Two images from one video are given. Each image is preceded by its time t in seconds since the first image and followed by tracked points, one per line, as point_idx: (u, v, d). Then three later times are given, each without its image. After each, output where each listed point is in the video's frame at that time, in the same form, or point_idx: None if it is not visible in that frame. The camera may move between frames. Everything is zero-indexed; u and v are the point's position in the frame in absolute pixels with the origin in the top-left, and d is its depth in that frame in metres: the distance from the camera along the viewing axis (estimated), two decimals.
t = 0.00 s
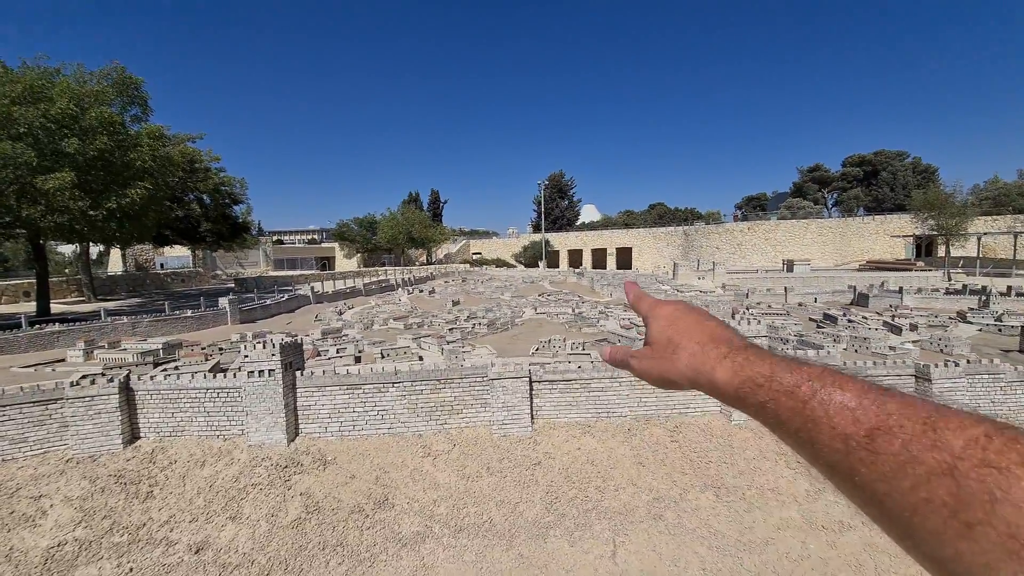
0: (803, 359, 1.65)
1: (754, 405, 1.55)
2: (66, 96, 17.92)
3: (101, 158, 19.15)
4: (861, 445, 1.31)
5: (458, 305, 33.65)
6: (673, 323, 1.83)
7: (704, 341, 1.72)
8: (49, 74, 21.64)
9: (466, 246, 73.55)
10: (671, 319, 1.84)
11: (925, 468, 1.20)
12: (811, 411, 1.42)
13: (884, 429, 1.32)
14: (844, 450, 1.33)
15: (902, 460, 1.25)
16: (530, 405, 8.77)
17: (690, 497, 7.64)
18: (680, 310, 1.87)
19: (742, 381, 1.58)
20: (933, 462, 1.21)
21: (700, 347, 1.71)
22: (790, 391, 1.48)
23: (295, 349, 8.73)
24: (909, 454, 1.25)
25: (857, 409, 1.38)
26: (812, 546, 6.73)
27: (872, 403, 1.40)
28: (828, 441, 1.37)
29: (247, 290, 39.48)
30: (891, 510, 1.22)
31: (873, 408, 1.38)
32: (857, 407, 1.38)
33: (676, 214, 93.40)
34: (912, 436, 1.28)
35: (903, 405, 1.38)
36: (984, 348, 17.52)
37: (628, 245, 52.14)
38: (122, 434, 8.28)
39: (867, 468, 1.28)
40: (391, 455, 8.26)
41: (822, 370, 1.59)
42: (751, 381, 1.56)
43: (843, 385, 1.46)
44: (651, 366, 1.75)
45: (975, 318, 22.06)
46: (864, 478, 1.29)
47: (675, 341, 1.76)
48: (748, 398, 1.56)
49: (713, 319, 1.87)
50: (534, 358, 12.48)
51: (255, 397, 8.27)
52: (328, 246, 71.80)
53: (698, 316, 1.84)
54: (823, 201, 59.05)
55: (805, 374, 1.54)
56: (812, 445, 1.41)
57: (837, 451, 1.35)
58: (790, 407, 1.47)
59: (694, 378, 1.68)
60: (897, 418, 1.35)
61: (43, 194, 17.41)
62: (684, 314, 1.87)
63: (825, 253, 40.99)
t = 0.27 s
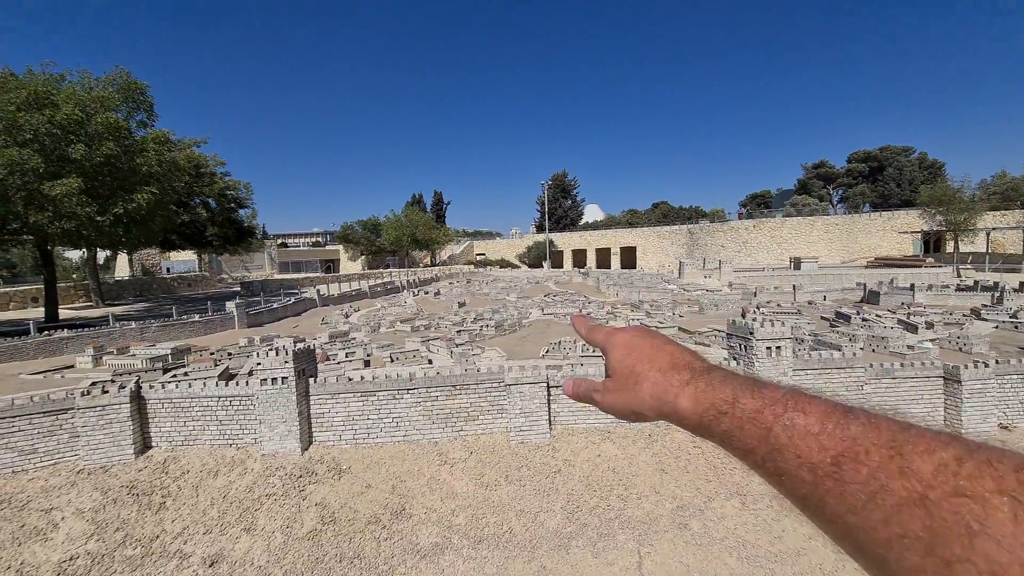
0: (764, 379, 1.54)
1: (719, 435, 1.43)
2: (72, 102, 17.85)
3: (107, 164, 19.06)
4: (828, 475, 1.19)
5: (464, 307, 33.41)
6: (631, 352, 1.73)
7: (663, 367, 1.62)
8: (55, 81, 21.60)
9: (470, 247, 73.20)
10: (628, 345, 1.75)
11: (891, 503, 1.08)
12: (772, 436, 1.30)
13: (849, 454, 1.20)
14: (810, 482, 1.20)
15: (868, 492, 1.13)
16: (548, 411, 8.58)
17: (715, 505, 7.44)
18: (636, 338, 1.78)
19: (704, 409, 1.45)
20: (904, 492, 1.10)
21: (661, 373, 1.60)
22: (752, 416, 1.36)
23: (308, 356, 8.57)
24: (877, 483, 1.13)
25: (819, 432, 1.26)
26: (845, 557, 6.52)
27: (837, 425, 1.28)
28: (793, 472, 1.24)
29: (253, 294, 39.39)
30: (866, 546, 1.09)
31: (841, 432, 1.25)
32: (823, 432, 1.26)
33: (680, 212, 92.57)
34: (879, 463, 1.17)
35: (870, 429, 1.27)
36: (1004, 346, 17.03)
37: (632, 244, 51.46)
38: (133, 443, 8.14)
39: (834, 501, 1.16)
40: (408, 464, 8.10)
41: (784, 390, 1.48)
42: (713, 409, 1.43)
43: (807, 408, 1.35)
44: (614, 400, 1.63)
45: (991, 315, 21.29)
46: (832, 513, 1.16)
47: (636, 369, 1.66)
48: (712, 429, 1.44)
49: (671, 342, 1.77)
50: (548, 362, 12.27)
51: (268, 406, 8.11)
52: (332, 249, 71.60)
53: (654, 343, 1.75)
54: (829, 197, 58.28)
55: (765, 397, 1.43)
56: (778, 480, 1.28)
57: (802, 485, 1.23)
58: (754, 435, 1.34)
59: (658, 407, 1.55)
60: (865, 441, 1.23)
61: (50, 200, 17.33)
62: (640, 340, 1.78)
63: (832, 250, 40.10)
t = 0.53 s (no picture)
0: (759, 413, 1.33)
1: (720, 488, 1.23)
2: (75, 103, 17.76)
3: (110, 164, 18.96)
4: (860, 544, 1.02)
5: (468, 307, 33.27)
6: (604, 390, 1.48)
7: (644, 408, 1.38)
8: (58, 81, 21.52)
9: (472, 247, 73.03)
10: (597, 387, 1.49)
11: None
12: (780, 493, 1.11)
13: (877, 519, 1.00)
14: (837, 552, 1.03)
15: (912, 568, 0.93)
16: (559, 411, 8.44)
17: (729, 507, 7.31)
18: (604, 373, 1.53)
19: (700, 458, 1.24)
20: None
21: (643, 416, 1.35)
22: (756, 471, 1.16)
23: (314, 356, 8.43)
24: (918, 554, 0.94)
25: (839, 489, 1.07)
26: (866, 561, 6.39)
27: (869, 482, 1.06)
28: (817, 537, 1.06)
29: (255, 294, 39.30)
30: None
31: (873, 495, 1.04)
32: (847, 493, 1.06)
33: (682, 212, 92.27)
34: (913, 527, 0.97)
35: (891, 477, 1.06)
36: (1014, 345, 16.78)
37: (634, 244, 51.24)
38: (138, 445, 8.02)
39: None
40: (417, 465, 7.97)
41: (786, 430, 1.27)
42: (709, 459, 1.22)
43: (820, 452, 1.14)
44: (594, 456, 1.40)
45: (998, 314, 20.88)
46: None
47: (615, 414, 1.41)
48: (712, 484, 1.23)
49: (644, 370, 1.53)
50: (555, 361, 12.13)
51: (275, 407, 7.99)
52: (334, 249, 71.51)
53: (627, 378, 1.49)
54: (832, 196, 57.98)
55: (767, 440, 1.22)
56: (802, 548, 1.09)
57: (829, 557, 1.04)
58: (762, 493, 1.15)
59: (642, 458, 1.33)
60: (899, 500, 1.01)
61: (53, 201, 17.25)
62: (614, 374, 1.53)
63: (835, 248, 39.81)
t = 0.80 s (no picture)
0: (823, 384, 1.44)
1: (784, 452, 1.37)
2: (74, 96, 17.65)
3: (110, 158, 18.86)
4: (931, 500, 1.13)
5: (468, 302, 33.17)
6: (665, 369, 1.62)
7: (706, 384, 1.52)
8: (57, 75, 21.39)
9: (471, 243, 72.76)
10: (659, 366, 1.62)
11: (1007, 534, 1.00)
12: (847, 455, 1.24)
13: (950, 474, 1.11)
14: (909, 509, 1.15)
15: (982, 519, 1.04)
16: (565, 405, 8.44)
17: (736, 500, 7.34)
18: (667, 352, 1.67)
19: (764, 427, 1.39)
20: None
21: (707, 392, 1.50)
22: (823, 436, 1.29)
23: (320, 349, 8.41)
24: (987, 506, 1.05)
25: (910, 449, 1.18)
26: (872, 553, 6.41)
27: (935, 441, 1.17)
28: (885, 493, 1.19)
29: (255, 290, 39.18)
30: None
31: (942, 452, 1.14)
32: (914, 450, 1.17)
33: (682, 208, 91.87)
34: (986, 482, 1.07)
35: (964, 438, 1.15)
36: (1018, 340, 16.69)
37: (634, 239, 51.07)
38: (144, 438, 8.02)
39: (939, 529, 1.10)
40: (424, 458, 7.97)
41: (851, 397, 1.38)
42: (775, 427, 1.37)
43: (886, 417, 1.26)
44: (660, 429, 1.56)
45: (999, 309, 20.78)
46: (940, 540, 1.10)
47: (678, 391, 1.56)
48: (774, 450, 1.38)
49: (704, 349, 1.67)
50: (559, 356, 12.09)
51: (281, 399, 7.98)
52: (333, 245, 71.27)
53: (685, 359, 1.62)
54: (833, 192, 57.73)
55: (832, 408, 1.34)
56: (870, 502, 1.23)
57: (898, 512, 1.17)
58: (828, 455, 1.28)
59: (709, 427, 1.48)
60: (971, 457, 1.10)
61: (52, 195, 17.16)
62: (676, 353, 1.66)
63: (836, 244, 39.68)
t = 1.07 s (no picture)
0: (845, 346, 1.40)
1: (799, 413, 1.34)
2: (75, 86, 17.55)
3: (112, 149, 18.79)
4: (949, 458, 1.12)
5: (470, 294, 33.16)
6: (679, 327, 1.56)
7: (722, 343, 1.47)
8: (59, 65, 21.28)
9: (473, 234, 72.64)
10: (676, 323, 1.57)
11: None
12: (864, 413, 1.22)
13: (972, 431, 1.09)
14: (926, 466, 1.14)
15: (1003, 476, 1.04)
16: (568, 398, 8.45)
17: (738, 492, 7.38)
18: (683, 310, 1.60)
19: (780, 388, 1.34)
20: None
21: (722, 351, 1.45)
22: (841, 396, 1.25)
23: (324, 340, 8.44)
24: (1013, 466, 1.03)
25: (931, 409, 1.15)
26: (875, 546, 6.46)
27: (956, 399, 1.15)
28: (905, 452, 1.17)
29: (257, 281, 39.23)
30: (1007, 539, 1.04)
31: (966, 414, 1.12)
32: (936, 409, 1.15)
33: (685, 200, 91.34)
34: (1010, 439, 1.05)
35: (989, 397, 1.14)
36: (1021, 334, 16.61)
37: (637, 232, 50.90)
38: (150, 427, 8.07)
39: (954, 485, 1.11)
40: (427, 449, 8.01)
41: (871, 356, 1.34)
42: (791, 389, 1.32)
43: (909, 376, 1.23)
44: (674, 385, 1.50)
45: (1003, 304, 20.66)
46: (959, 497, 1.11)
47: (693, 351, 1.51)
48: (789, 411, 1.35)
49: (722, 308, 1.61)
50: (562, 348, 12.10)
51: (285, 390, 8.02)
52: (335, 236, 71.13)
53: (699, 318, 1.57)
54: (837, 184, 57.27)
55: (851, 368, 1.31)
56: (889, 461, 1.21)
57: (916, 468, 1.16)
58: (846, 416, 1.25)
59: (721, 387, 1.43)
60: (992, 416, 1.09)
61: (55, 186, 17.15)
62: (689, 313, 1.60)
63: (839, 237, 39.48)
